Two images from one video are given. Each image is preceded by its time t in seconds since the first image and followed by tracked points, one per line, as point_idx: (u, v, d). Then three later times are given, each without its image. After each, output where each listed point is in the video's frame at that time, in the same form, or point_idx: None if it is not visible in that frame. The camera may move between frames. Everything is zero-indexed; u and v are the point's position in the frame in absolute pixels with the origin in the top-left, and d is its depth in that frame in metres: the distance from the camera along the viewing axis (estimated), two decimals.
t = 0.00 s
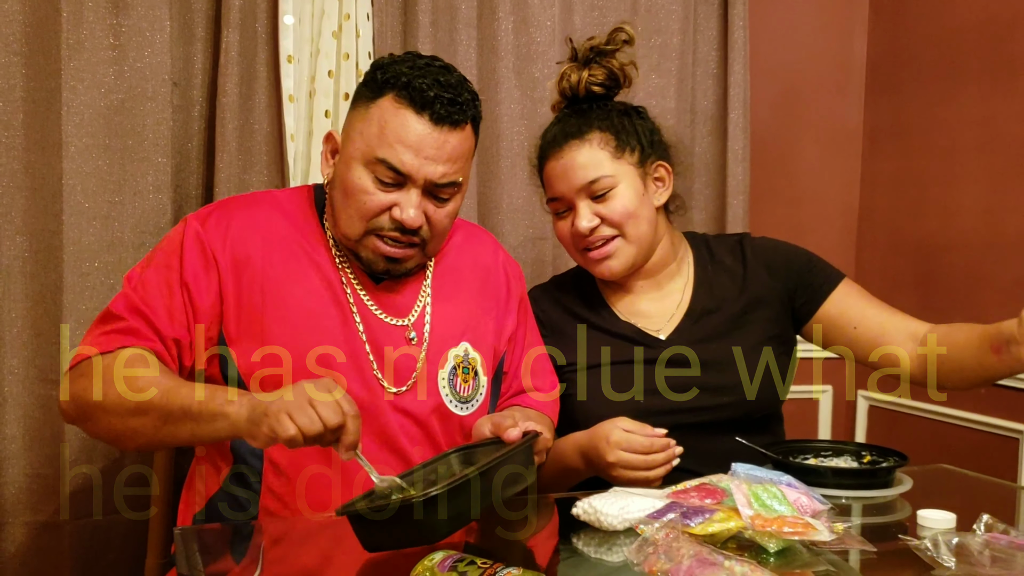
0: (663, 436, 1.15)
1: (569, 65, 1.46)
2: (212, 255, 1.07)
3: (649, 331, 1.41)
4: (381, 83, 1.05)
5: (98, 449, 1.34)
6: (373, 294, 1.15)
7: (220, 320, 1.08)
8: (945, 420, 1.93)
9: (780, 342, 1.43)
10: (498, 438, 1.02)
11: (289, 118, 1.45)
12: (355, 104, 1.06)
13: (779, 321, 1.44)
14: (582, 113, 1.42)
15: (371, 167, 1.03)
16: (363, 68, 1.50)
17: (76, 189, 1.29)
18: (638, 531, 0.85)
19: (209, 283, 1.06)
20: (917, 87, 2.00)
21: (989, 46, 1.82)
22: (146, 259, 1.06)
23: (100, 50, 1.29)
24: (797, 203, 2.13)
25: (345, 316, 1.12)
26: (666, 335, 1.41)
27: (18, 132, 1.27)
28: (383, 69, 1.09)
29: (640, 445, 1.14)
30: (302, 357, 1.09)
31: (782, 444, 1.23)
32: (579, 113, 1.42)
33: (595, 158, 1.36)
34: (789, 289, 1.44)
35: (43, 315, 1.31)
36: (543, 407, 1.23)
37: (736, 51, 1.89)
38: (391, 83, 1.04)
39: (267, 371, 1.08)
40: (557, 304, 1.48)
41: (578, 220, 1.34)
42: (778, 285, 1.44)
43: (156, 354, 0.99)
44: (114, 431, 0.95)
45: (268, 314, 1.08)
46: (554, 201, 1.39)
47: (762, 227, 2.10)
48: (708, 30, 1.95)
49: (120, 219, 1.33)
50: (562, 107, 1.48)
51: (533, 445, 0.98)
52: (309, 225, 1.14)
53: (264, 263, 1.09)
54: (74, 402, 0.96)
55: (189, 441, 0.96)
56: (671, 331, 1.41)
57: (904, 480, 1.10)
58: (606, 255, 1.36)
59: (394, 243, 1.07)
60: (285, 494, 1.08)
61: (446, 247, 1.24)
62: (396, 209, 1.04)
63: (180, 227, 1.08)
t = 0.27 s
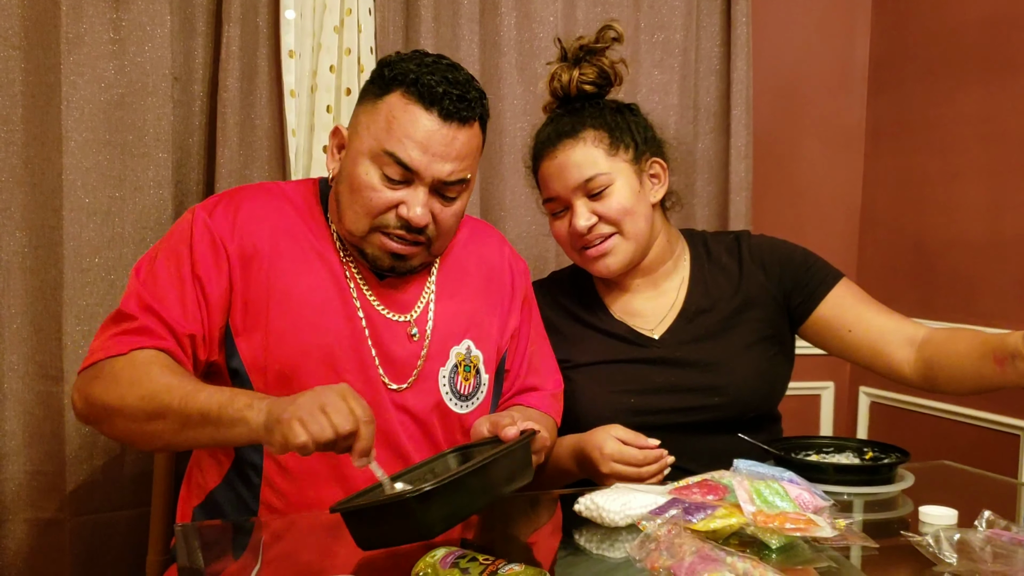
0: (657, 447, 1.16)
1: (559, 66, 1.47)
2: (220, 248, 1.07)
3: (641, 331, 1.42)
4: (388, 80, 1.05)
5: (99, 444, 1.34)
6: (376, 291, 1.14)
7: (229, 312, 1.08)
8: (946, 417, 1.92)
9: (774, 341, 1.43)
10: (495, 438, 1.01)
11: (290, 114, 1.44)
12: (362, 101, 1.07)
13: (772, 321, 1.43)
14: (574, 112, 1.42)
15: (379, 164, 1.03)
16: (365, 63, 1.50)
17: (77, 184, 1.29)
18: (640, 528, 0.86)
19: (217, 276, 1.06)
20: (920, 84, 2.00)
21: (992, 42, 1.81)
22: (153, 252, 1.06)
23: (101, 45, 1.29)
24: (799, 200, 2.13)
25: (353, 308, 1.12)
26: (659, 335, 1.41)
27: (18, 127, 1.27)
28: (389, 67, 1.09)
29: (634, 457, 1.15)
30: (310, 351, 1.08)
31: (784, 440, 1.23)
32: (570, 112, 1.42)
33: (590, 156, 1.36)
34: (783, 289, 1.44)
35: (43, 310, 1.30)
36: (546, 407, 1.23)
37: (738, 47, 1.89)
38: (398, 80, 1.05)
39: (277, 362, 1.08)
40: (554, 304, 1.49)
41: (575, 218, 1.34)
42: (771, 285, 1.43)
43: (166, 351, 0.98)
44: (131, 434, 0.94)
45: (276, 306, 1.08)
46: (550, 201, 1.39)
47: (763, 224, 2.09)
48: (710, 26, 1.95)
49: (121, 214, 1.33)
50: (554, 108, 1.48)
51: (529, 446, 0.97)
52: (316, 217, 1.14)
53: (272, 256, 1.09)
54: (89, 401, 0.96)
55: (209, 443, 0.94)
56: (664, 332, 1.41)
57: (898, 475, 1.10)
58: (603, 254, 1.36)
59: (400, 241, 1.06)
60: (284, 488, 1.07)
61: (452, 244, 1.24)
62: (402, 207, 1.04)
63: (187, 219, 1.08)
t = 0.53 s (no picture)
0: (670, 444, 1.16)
1: (582, 62, 1.46)
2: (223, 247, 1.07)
3: (649, 329, 1.42)
4: (397, 84, 1.06)
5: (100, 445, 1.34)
6: (382, 296, 1.14)
7: (227, 311, 1.08)
8: (947, 417, 1.92)
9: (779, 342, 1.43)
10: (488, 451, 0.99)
11: (291, 115, 1.44)
12: (370, 105, 1.07)
13: (777, 323, 1.43)
14: (594, 110, 1.42)
15: (387, 169, 1.02)
16: (366, 65, 1.51)
17: (78, 185, 1.29)
18: (640, 529, 0.86)
19: (219, 274, 1.06)
20: (920, 84, 2.00)
21: (992, 43, 1.81)
22: (157, 247, 1.06)
23: (102, 46, 1.29)
24: (800, 201, 2.13)
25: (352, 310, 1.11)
26: (667, 333, 1.42)
27: (19, 129, 1.26)
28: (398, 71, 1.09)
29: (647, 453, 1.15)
30: (307, 350, 1.08)
31: (785, 441, 1.23)
32: (590, 110, 1.42)
33: (612, 153, 1.36)
34: (787, 291, 1.45)
35: (44, 311, 1.31)
36: (548, 415, 1.23)
37: (739, 48, 1.89)
38: (406, 84, 1.05)
39: (273, 364, 1.07)
40: (563, 302, 1.49)
41: (597, 214, 1.34)
42: (776, 287, 1.44)
43: (158, 342, 0.98)
44: (109, 419, 0.93)
45: (275, 305, 1.08)
46: (569, 196, 1.39)
47: (764, 224, 2.09)
48: (711, 27, 1.95)
49: (122, 215, 1.33)
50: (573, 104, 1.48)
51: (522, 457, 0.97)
52: (320, 219, 1.14)
53: (275, 255, 1.09)
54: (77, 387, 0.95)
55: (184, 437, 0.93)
56: (672, 329, 1.41)
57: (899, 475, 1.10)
58: (621, 251, 1.37)
59: (407, 246, 1.06)
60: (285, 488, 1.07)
61: (458, 249, 1.24)
62: (410, 212, 1.04)
63: (192, 216, 1.09)
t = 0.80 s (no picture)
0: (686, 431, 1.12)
1: (620, 61, 1.49)
2: (228, 247, 1.07)
3: (670, 326, 1.42)
4: (403, 85, 1.06)
5: (100, 445, 1.34)
6: (387, 297, 1.14)
7: (230, 313, 1.08)
8: (947, 417, 1.93)
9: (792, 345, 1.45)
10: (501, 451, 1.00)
11: (292, 115, 1.44)
12: (377, 106, 1.07)
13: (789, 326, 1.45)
14: (631, 108, 1.44)
15: (392, 171, 1.02)
16: (367, 66, 1.51)
17: (78, 185, 1.29)
18: (641, 529, 0.86)
19: (223, 275, 1.06)
20: (920, 85, 2.00)
21: (993, 43, 1.81)
22: (161, 246, 1.06)
23: (102, 46, 1.29)
24: (801, 201, 2.13)
25: (356, 313, 1.11)
26: (687, 330, 1.42)
27: (19, 128, 1.28)
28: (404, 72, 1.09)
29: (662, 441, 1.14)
30: (310, 354, 1.08)
31: (786, 441, 1.23)
32: (627, 108, 1.45)
33: (649, 150, 1.38)
34: (802, 297, 1.46)
35: (44, 311, 1.31)
36: (552, 415, 1.24)
37: (739, 48, 1.89)
38: (413, 86, 1.05)
39: (275, 367, 1.07)
40: (584, 296, 1.48)
41: (631, 208, 1.36)
42: (792, 292, 1.46)
43: (160, 342, 0.98)
44: (116, 417, 0.93)
45: (278, 308, 1.08)
46: (601, 190, 1.40)
47: (765, 225, 2.09)
48: (711, 28, 1.95)
49: (122, 215, 1.33)
50: (607, 101, 1.50)
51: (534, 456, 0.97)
52: (326, 221, 1.14)
53: (279, 256, 1.09)
54: (79, 383, 0.95)
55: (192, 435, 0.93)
56: (693, 327, 1.41)
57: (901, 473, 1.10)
58: (650, 247, 1.38)
59: (411, 248, 1.06)
60: (287, 488, 1.07)
61: (462, 250, 1.24)
62: (414, 214, 1.04)
63: (198, 216, 1.09)
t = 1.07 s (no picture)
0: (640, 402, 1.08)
1: (647, 61, 1.50)
2: (231, 245, 1.07)
3: (694, 321, 1.43)
4: (408, 88, 1.05)
5: (99, 446, 1.34)
6: (388, 298, 1.14)
7: (234, 310, 1.08)
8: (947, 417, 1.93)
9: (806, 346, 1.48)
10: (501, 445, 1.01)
11: (291, 116, 1.44)
12: (381, 108, 1.07)
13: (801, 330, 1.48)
14: (654, 108, 1.46)
15: (395, 173, 1.03)
16: (366, 66, 1.51)
17: (77, 185, 1.29)
18: (641, 530, 0.86)
19: (226, 272, 1.06)
20: (920, 85, 2.00)
21: (993, 43, 1.81)
22: (165, 243, 1.06)
23: (101, 46, 1.29)
24: (801, 201, 2.13)
25: (359, 312, 1.11)
26: (708, 326, 1.43)
27: (18, 128, 1.28)
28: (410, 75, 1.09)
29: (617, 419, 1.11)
30: (313, 352, 1.08)
31: (785, 442, 1.22)
32: (651, 108, 1.46)
33: (671, 151, 1.40)
34: (817, 306, 1.51)
35: (43, 312, 1.30)
36: (552, 418, 1.23)
37: (739, 48, 1.89)
38: (417, 88, 1.05)
39: (277, 366, 1.07)
40: (604, 293, 1.49)
41: (651, 207, 1.38)
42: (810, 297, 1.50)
43: (162, 337, 0.98)
44: (117, 412, 0.94)
45: (281, 306, 1.08)
46: (622, 186, 1.42)
47: (765, 225, 2.09)
48: (711, 28, 1.95)
49: (121, 215, 1.33)
50: (631, 99, 1.52)
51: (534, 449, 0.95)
52: (329, 220, 1.14)
53: (282, 254, 1.09)
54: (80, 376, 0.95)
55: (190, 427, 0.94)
56: (714, 323, 1.43)
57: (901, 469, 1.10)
58: (667, 246, 1.40)
59: (412, 250, 1.06)
60: (287, 488, 1.06)
61: (464, 253, 1.24)
62: (415, 216, 1.04)
63: (202, 213, 1.09)
